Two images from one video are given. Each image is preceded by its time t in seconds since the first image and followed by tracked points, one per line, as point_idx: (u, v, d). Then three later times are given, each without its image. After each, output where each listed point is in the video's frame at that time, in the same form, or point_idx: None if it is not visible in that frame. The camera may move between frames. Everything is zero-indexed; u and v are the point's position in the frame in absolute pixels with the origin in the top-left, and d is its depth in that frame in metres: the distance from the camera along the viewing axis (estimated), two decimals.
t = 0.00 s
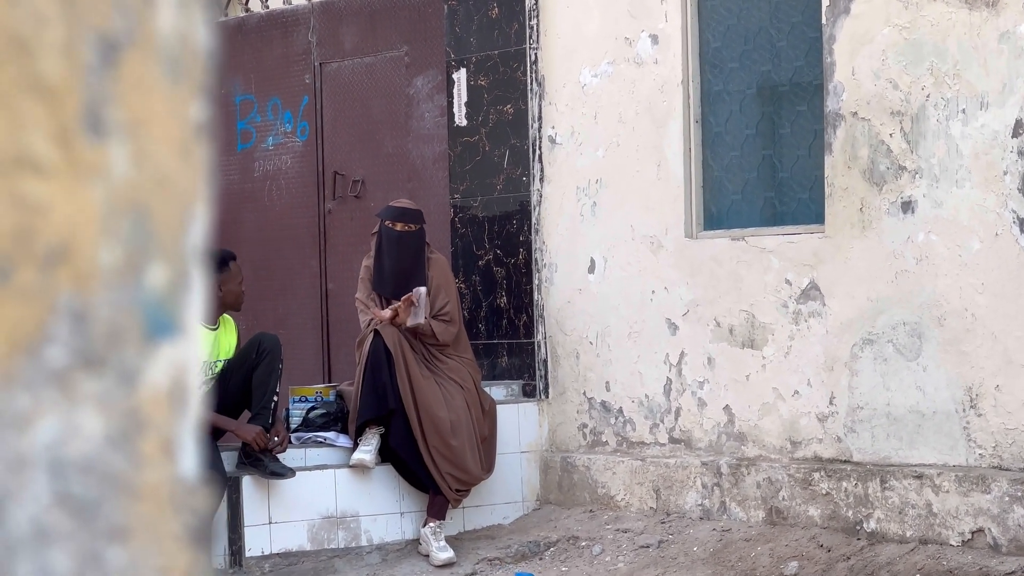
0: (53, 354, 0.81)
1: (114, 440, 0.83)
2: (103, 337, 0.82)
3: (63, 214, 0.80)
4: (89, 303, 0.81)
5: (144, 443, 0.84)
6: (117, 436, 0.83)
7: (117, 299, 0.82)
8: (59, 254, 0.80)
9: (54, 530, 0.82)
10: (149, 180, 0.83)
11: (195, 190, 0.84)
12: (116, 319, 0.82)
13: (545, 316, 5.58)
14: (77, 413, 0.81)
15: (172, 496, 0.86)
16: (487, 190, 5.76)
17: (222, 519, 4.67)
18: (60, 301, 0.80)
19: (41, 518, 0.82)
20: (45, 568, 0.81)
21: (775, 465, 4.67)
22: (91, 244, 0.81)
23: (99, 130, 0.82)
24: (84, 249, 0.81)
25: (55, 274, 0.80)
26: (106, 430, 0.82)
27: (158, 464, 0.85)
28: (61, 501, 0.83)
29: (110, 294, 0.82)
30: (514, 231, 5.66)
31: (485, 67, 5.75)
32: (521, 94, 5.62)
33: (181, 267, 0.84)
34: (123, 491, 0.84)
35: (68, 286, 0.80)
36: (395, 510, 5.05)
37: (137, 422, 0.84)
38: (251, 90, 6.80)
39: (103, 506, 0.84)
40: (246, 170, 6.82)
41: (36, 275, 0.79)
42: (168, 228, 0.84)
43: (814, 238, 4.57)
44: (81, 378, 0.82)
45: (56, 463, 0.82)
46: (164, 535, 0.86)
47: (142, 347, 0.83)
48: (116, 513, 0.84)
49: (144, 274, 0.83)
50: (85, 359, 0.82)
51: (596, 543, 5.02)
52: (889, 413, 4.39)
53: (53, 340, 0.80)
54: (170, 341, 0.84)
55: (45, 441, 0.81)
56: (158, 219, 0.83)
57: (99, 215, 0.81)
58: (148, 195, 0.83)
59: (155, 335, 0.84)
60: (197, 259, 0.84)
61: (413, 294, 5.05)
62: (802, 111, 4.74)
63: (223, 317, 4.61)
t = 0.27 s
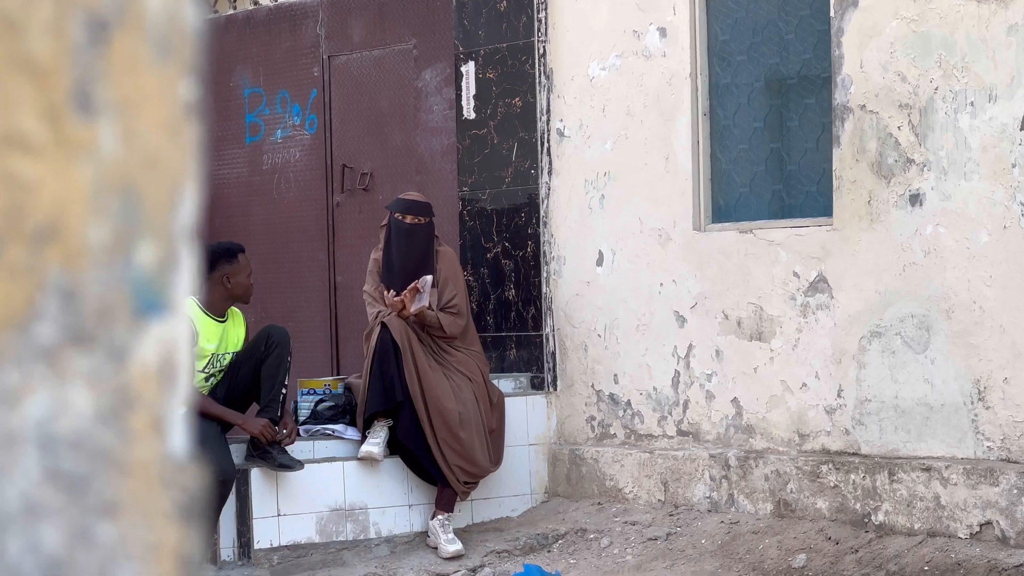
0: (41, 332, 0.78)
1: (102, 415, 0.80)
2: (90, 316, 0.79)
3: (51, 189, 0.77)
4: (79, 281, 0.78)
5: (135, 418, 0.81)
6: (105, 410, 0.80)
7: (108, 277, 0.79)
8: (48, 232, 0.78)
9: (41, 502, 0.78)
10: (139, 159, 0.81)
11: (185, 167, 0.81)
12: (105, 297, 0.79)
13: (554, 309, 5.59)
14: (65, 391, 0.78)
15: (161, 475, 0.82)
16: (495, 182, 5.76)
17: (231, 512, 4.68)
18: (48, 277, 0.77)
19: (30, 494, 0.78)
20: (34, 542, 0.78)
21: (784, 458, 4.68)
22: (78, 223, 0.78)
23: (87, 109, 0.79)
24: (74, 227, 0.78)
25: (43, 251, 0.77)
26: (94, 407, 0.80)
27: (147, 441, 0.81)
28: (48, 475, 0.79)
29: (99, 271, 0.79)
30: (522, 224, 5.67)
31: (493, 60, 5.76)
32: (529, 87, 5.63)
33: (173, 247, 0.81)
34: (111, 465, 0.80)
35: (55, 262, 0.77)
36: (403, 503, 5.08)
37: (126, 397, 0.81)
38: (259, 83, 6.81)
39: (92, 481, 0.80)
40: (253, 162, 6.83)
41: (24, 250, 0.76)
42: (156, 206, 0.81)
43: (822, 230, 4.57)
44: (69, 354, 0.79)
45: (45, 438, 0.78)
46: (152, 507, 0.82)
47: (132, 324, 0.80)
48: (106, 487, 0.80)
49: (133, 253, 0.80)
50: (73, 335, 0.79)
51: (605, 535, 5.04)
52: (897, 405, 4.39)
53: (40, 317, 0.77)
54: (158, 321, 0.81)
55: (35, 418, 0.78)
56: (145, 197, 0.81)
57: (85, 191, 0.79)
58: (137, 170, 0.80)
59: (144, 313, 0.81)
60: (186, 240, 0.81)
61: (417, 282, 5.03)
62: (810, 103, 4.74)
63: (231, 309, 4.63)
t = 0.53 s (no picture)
0: (51, 285, 0.98)
1: (110, 369, 0.99)
2: (102, 270, 0.98)
3: (64, 153, 0.97)
4: (88, 234, 0.97)
5: (145, 371, 1.00)
6: (113, 367, 1.00)
7: (116, 232, 0.98)
8: (58, 190, 0.98)
9: (52, 461, 1.00)
10: (143, 123, 0.98)
11: (184, 126, 0.98)
12: (112, 253, 0.98)
13: (567, 297, 5.60)
14: (74, 344, 0.98)
15: (168, 429, 1.00)
16: (509, 171, 5.77)
17: (244, 499, 4.74)
18: (59, 233, 0.97)
19: (42, 447, 1.00)
20: (44, 495, 1.00)
21: (796, 446, 4.69)
22: (89, 182, 0.98)
23: (96, 69, 0.97)
24: (85, 187, 0.98)
25: (54, 208, 0.97)
26: (102, 361, 0.99)
27: (155, 392, 1.00)
28: (60, 432, 1.00)
29: (107, 228, 0.98)
30: (535, 212, 5.67)
31: (507, 49, 5.77)
32: (542, 75, 5.63)
33: (170, 208, 0.98)
34: (119, 422, 1.00)
35: (65, 220, 0.97)
36: (416, 491, 5.10)
37: (135, 355, 1.00)
38: (273, 72, 6.83)
39: (102, 436, 1.00)
40: (267, 151, 6.86)
41: (36, 206, 0.96)
42: (164, 166, 0.98)
43: (835, 219, 4.57)
44: (78, 307, 0.99)
45: (54, 391, 0.99)
46: (161, 467, 1.00)
47: (139, 277, 0.99)
48: (114, 445, 1.00)
49: (139, 210, 0.98)
50: (82, 288, 0.99)
51: (618, 524, 5.06)
52: (910, 394, 4.39)
53: (52, 270, 0.97)
54: (164, 275, 0.98)
55: (44, 372, 0.99)
56: (152, 158, 0.98)
57: (96, 150, 0.98)
58: (146, 135, 0.98)
59: (152, 269, 0.99)
60: (190, 194, 0.98)
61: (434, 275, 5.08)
62: (823, 92, 4.73)
63: (245, 298, 4.66)
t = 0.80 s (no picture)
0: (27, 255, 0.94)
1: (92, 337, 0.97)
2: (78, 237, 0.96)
3: None
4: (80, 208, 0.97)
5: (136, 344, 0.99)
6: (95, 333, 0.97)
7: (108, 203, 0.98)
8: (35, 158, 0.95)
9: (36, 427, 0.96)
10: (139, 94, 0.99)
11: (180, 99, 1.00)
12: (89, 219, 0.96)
13: (579, 287, 5.61)
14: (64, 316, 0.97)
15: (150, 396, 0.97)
16: (522, 160, 5.78)
17: (258, 487, 4.80)
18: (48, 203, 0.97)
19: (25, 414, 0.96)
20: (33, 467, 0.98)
21: (809, 436, 4.69)
22: None
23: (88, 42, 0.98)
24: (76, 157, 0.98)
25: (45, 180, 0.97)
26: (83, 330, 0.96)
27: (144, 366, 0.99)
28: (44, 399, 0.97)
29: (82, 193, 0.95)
30: (548, 201, 5.68)
31: (520, 38, 5.76)
32: (556, 65, 5.63)
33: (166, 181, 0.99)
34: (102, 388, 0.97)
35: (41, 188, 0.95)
36: (429, 481, 5.12)
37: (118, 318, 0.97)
38: (286, 60, 6.79)
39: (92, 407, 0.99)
40: (280, 140, 6.84)
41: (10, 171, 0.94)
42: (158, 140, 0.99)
43: (848, 209, 4.57)
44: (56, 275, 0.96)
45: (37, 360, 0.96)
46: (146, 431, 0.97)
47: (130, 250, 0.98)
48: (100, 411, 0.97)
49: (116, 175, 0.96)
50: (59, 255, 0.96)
51: (630, 513, 5.08)
52: (923, 384, 4.39)
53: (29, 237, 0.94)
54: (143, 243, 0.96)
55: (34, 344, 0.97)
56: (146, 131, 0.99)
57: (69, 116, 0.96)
58: None
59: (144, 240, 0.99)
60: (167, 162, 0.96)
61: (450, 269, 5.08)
62: (836, 82, 4.73)
63: (258, 287, 4.68)
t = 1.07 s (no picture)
0: (13, 221, 1.02)
1: (76, 304, 1.04)
2: (66, 203, 1.04)
3: (20, 83, 1.04)
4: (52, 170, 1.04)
5: (109, 308, 1.04)
6: (79, 302, 1.04)
7: (80, 168, 1.04)
8: (21, 122, 1.04)
9: (11, 394, 1.04)
10: (109, 57, 1.05)
11: (151, 60, 1.05)
12: (78, 186, 1.04)
13: (594, 276, 5.62)
14: (39, 278, 1.03)
15: (133, 364, 1.04)
16: (536, 149, 5.78)
17: (271, 475, 4.80)
18: (22, 166, 1.03)
19: (4, 381, 1.04)
20: (7, 431, 1.04)
21: (823, 425, 4.70)
22: (52, 115, 1.05)
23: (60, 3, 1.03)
24: (50, 122, 1.04)
25: (18, 142, 1.03)
26: (66, 295, 1.04)
27: (118, 329, 1.04)
28: (22, 367, 1.06)
29: (70, 161, 1.04)
30: (563, 190, 5.68)
31: (534, 27, 5.76)
32: (570, 54, 5.63)
33: (137, 145, 1.05)
34: (83, 356, 1.05)
35: (28, 152, 1.04)
36: (443, 469, 5.16)
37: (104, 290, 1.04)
38: (300, 49, 6.80)
39: (65, 370, 1.05)
40: (294, 129, 6.85)
41: (1, 136, 1.02)
42: (129, 105, 1.05)
43: (862, 198, 4.56)
44: (41, 240, 1.04)
45: (17, 328, 1.05)
46: (126, 402, 1.05)
47: (103, 213, 1.04)
48: (78, 381, 1.05)
49: (105, 144, 1.04)
50: (46, 222, 1.04)
51: (644, 502, 5.09)
52: (937, 373, 4.39)
53: (16, 203, 1.03)
54: (131, 212, 1.04)
55: (8, 306, 1.03)
56: (117, 94, 1.05)
57: (59, 83, 1.05)
58: (108, 68, 1.05)
59: (118, 204, 1.04)
60: (155, 133, 1.05)
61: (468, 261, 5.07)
62: (851, 70, 4.72)
63: (272, 275, 4.71)
